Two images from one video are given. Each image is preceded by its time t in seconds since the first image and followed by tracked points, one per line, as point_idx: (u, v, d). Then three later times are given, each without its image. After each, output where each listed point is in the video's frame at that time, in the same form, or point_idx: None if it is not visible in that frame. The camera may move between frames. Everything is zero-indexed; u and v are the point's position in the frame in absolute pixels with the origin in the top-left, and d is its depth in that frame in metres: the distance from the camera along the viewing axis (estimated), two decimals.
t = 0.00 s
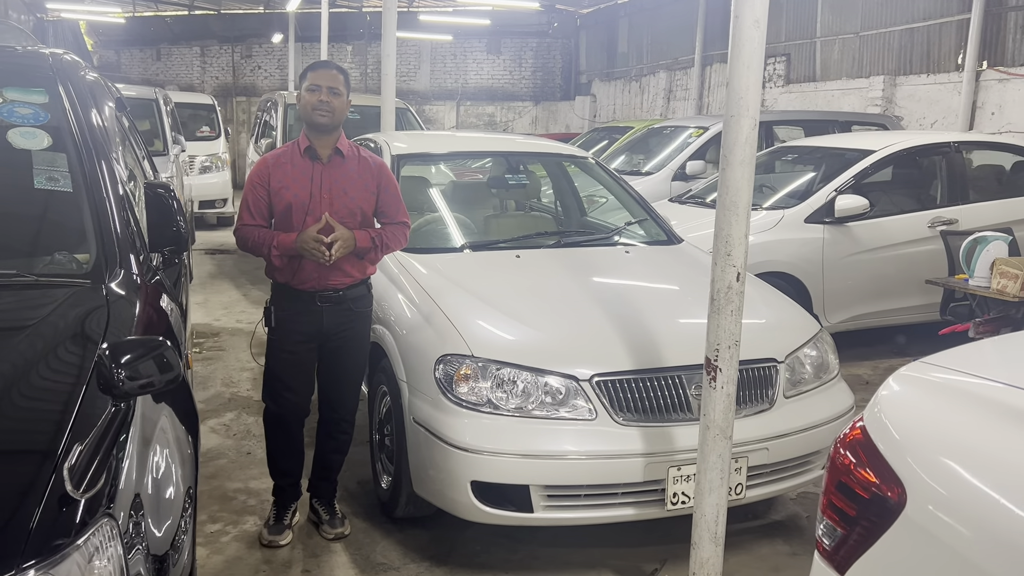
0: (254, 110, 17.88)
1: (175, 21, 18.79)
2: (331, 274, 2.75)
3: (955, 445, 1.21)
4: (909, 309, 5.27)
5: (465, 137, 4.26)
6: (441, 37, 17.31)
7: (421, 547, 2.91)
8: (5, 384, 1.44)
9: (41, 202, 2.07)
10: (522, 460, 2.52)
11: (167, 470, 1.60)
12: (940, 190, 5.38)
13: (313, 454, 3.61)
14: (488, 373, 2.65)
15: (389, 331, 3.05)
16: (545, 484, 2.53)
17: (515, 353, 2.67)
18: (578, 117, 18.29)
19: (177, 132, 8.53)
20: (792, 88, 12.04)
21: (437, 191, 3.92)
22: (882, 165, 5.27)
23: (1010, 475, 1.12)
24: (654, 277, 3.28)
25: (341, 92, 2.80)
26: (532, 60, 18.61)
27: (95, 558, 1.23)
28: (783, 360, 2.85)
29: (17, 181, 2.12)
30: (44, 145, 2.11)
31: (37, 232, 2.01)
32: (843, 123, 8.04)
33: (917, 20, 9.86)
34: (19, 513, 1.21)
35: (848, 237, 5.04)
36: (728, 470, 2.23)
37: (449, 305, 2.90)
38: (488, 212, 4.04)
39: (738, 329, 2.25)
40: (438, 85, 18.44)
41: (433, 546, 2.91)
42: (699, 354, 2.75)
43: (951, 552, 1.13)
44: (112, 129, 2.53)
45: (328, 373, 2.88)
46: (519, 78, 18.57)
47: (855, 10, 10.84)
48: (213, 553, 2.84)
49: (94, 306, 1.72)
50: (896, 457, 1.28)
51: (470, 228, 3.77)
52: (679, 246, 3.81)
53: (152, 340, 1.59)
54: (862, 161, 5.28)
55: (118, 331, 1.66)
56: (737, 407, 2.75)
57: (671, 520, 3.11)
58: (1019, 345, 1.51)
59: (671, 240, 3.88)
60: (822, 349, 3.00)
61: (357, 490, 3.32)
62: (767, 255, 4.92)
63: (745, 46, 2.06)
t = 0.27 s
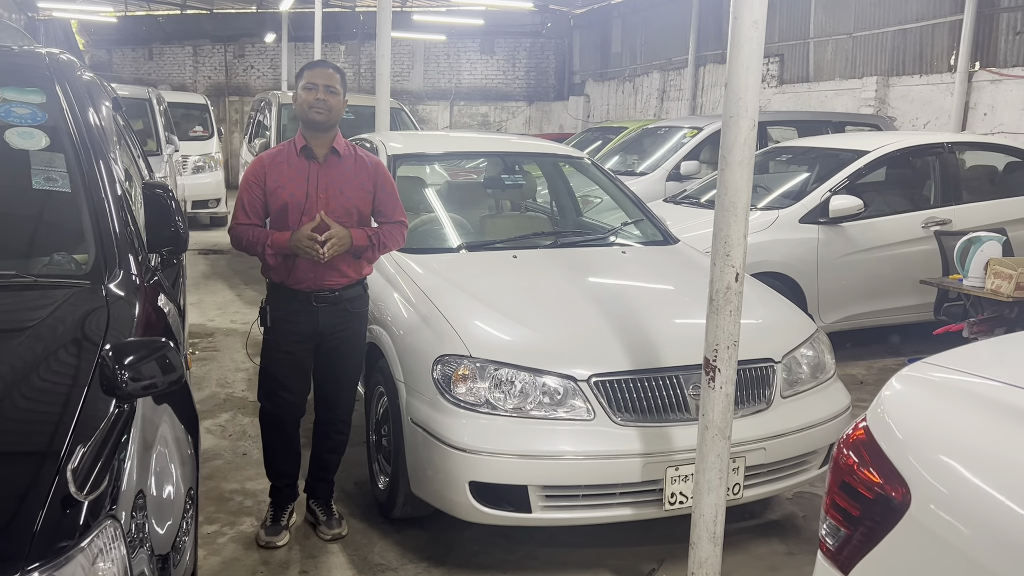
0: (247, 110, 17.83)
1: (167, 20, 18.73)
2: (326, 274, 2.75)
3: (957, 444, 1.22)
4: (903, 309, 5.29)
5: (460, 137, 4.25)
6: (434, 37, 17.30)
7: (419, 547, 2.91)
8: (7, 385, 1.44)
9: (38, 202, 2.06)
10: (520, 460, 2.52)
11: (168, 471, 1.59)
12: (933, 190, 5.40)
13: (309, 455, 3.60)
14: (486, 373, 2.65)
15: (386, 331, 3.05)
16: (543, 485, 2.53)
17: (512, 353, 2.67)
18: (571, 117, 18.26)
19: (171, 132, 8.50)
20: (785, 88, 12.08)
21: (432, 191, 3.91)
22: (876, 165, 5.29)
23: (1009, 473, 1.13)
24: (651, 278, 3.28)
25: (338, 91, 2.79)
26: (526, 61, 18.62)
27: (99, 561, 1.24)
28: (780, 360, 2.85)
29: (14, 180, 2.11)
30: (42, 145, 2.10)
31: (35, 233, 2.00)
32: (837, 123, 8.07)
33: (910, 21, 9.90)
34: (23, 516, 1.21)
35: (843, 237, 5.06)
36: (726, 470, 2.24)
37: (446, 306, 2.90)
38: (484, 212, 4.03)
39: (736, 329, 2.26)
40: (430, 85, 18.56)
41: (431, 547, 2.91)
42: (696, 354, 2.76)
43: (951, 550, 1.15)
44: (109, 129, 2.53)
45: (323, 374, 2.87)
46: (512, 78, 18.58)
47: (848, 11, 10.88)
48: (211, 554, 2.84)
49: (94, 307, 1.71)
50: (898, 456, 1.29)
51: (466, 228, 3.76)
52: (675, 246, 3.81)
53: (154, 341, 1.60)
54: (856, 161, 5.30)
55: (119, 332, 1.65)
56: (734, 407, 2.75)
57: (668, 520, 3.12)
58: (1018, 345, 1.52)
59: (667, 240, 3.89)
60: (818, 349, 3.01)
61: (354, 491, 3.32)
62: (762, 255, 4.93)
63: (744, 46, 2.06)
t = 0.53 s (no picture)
0: (241, 110, 17.78)
1: (160, 20, 18.67)
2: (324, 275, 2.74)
3: (959, 442, 1.23)
4: (898, 309, 5.31)
5: (456, 137, 4.25)
6: (429, 37, 17.28)
7: (416, 547, 2.90)
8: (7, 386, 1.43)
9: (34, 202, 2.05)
10: (518, 460, 2.52)
11: (168, 472, 1.59)
12: (928, 190, 5.42)
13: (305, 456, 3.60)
14: (485, 374, 2.65)
15: (384, 331, 3.05)
16: (542, 485, 2.53)
17: (510, 353, 2.67)
18: (567, 117, 18.34)
19: (165, 132, 8.47)
20: (779, 89, 12.10)
21: (428, 191, 3.91)
22: (871, 166, 5.30)
23: (1009, 470, 1.14)
24: (648, 278, 3.29)
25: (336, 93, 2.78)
26: (520, 61, 18.61)
27: (101, 563, 1.23)
28: (777, 360, 2.86)
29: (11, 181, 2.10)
30: (40, 145, 2.09)
31: (32, 232, 1.99)
32: (831, 124, 8.09)
33: (904, 23, 9.93)
34: (24, 517, 1.20)
35: (838, 237, 5.07)
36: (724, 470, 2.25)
37: (443, 306, 2.90)
38: (480, 212, 4.02)
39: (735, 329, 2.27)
40: (425, 85, 18.57)
41: (428, 547, 2.91)
42: (694, 354, 2.76)
43: (953, 549, 1.15)
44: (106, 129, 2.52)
45: (321, 374, 2.86)
46: (507, 78, 18.56)
47: (843, 11, 10.91)
48: (207, 555, 2.83)
49: (93, 308, 1.71)
50: (900, 455, 1.30)
51: (462, 228, 3.76)
52: (672, 246, 3.82)
53: (157, 341, 1.60)
54: (851, 161, 5.31)
55: (119, 333, 1.65)
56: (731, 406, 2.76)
57: (666, 520, 3.12)
58: (1018, 345, 1.53)
59: (664, 240, 3.90)
60: (815, 349, 3.02)
61: (351, 491, 3.31)
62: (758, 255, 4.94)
63: (743, 47, 2.07)
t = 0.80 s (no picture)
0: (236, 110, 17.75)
1: (155, 19, 18.63)
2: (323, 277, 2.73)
3: (959, 442, 1.23)
4: (893, 309, 5.32)
5: (452, 137, 4.24)
6: (424, 37, 17.27)
7: (414, 548, 2.90)
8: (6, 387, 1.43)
9: (31, 203, 2.04)
10: (516, 461, 2.52)
11: (167, 473, 1.58)
12: (923, 190, 5.43)
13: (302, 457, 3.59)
14: (483, 374, 2.65)
15: (381, 331, 3.04)
16: (540, 485, 2.53)
17: (508, 354, 2.67)
18: (563, 118, 18.09)
19: (160, 132, 8.45)
20: (774, 90, 12.13)
21: (425, 191, 3.91)
22: (866, 166, 5.32)
23: (1009, 470, 1.14)
24: (645, 278, 3.29)
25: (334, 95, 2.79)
26: (516, 61, 18.61)
27: (101, 565, 1.23)
28: (775, 360, 2.86)
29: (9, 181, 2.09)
30: (37, 145, 2.08)
31: (30, 232, 1.99)
32: (827, 124, 8.10)
33: (899, 23, 9.96)
34: (24, 519, 1.20)
35: (834, 238, 5.08)
36: (723, 471, 2.26)
37: (440, 306, 2.90)
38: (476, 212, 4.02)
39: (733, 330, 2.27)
40: (420, 85, 18.53)
41: (426, 548, 2.91)
42: (691, 354, 2.77)
43: (954, 548, 1.16)
44: (103, 130, 2.52)
45: (318, 375, 2.86)
46: (503, 78, 18.55)
47: (838, 12, 10.94)
48: (205, 556, 2.82)
49: (92, 308, 1.71)
50: (901, 454, 1.30)
51: (460, 228, 3.76)
52: (669, 246, 3.82)
53: (157, 342, 1.60)
54: (847, 161, 5.33)
55: (118, 334, 1.65)
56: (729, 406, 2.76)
57: (663, 520, 3.12)
58: (1016, 345, 1.53)
59: (661, 240, 3.90)
60: (812, 349, 3.02)
61: (349, 492, 3.31)
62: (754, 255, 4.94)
63: (741, 47, 2.08)
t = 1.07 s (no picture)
0: (231, 110, 17.72)
1: (150, 19, 18.60)
2: (322, 275, 2.72)
3: (958, 440, 1.23)
4: (889, 309, 5.33)
5: (449, 138, 4.23)
6: (420, 37, 17.25)
7: (411, 549, 2.90)
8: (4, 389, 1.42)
9: (27, 202, 2.05)
10: (514, 462, 2.51)
11: (164, 475, 1.57)
12: (919, 191, 5.44)
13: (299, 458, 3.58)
14: (480, 375, 2.64)
15: (378, 332, 3.04)
16: (538, 486, 2.53)
17: (505, 354, 2.67)
18: (558, 117, 18.20)
19: (155, 132, 8.43)
20: (770, 90, 12.16)
21: (422, 191, 3.90)
22: (863, 166, 5.32)
23: (1009, 470, 1.14)
24: (642, 278, 3.29)
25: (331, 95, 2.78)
26: (511, 61, 18.62)
27: (99, 568, 1.22)
28: (773, 360, 2.87)
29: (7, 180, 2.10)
30: (34, 146, 2.10)
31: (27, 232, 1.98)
32: (823, 124, 8.11)
33: (894, 24, 9.99)
34: (21, 521, 1.19)
35: (830, 238, 5.09)
36: (721, 471, 2.26)
37: (437, 306, 2.89)
38: (473, 213, 4.02)
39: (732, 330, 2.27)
40: (416, 85, 18.50)
41: (424, 549, 2.90)
42: (689, 354, 2.77)
43: (955, 548, 1.15)
44: (99, 128, 2.51)
45: (316, 375, 2.85)
46: (498, 79, 18.57)
47: (833, 13, 10.96)
48: (201, 557, 2.81)
49: (89, 308, 1.71)
50: (901, 454, 1.30)
51: (456, 228, 3.75)
52: (666, 246, 3.82)
53: (155, 344, 1.60)
54: (843, 161, 5.33)
55: (116, 334, 1.64)
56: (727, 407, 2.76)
57: (661, 521, 3.12)
58: (1015, 346, 1.53)
59: (658, 240, 3.90)
60: (810, 349, 3.02)
61: (346, 493, 3.30)
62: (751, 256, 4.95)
63: (739, 48, 2.08)
